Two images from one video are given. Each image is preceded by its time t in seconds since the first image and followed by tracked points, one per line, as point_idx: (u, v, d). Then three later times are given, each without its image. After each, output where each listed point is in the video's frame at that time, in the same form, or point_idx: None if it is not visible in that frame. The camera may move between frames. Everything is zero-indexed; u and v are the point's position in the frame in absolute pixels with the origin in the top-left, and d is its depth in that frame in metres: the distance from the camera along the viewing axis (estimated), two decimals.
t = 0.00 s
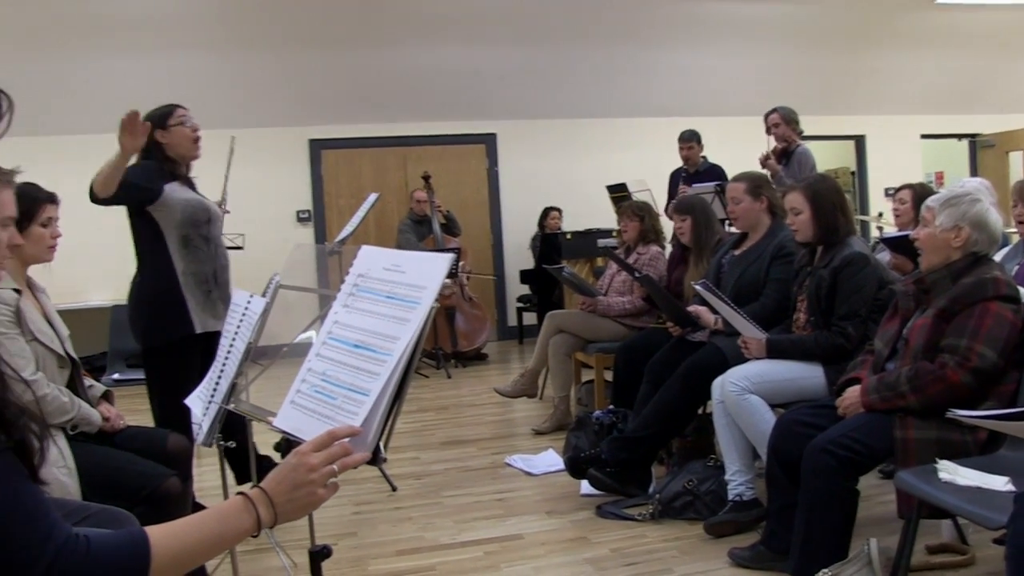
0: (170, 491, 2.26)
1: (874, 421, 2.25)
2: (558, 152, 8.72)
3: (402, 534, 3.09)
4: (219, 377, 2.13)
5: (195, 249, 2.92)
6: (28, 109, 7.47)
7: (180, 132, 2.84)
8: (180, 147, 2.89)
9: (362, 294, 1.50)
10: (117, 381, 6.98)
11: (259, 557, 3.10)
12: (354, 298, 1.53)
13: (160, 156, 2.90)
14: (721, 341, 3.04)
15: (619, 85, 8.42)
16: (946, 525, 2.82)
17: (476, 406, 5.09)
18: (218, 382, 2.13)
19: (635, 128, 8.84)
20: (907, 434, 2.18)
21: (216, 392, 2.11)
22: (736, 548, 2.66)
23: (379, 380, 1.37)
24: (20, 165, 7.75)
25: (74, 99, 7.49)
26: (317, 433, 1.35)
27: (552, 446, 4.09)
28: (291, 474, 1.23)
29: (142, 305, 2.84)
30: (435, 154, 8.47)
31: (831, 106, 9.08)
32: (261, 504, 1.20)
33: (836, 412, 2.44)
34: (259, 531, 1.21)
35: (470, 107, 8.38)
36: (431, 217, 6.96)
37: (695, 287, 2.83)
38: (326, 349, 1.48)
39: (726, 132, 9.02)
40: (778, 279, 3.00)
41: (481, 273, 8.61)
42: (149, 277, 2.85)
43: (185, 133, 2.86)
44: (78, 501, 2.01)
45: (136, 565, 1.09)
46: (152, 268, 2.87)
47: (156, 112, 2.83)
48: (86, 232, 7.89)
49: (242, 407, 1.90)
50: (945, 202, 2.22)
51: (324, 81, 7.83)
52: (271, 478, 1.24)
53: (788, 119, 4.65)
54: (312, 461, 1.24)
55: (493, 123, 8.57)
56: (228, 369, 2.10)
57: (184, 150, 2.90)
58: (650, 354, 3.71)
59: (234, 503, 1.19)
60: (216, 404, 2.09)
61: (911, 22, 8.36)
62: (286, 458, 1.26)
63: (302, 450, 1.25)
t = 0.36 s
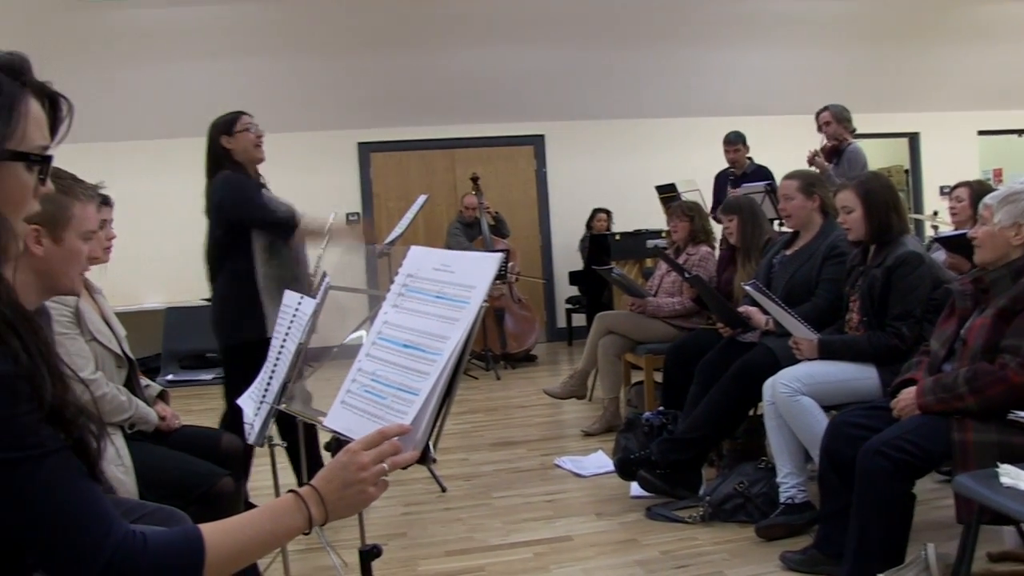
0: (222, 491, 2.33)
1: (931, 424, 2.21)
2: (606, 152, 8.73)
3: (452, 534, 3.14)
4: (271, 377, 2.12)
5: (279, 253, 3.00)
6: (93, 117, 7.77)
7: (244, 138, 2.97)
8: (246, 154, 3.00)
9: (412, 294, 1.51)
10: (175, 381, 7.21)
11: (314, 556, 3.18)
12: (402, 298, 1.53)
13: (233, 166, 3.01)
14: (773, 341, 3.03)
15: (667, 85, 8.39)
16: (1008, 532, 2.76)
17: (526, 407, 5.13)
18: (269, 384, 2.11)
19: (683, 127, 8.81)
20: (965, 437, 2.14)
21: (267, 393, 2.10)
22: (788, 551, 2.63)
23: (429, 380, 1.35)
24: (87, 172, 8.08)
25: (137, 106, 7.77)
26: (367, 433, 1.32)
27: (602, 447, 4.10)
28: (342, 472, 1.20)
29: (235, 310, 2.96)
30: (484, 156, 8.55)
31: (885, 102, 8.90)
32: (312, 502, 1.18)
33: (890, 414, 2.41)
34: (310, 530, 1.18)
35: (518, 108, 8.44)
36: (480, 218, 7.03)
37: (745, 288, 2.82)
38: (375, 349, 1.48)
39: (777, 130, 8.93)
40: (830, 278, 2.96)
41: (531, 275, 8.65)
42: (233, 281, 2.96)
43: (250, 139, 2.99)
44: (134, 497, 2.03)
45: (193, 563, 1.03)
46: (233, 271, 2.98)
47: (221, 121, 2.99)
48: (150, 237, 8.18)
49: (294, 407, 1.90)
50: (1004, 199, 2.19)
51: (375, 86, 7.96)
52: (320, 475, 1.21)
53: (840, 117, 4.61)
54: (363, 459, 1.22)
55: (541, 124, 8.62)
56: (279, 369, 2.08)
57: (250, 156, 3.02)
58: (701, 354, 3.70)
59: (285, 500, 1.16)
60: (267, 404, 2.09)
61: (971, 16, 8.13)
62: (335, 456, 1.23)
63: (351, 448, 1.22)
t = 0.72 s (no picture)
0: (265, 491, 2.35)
1: (979, 425, 2.18)
2: (645, 152, 8.72)
3: (493, 534, 3.18)
4: (312, 380, 2.16)
5: (354, 230, 3.07)
6: (144, 122, 8.01)
7: (325, 133, 3.24)
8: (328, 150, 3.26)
9: (452, 295, 1.52)
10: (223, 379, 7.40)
11: (357, 554, 3.25)
12: (442, 299, 1.54)
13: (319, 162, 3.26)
14: (816, 342, 3.02)
15: (706, 84, 8.34)
16: None
17: (566, 408, 5.15)
18: (310, 385, 2.17)
19: (722, 126, 8.76)
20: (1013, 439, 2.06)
21: (309, 394, 2.14)
22: (830, 554, 2.61)
23: (468, 380, 1.35)
24: (137, 176, 8.32)
25: (184, 110, 7.97)
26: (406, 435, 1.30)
27: (642, 448, 4.11)
28: (382, 470, 1.18)
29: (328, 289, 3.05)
30: (523, 156, 8.59)
31: (930, 99, 8.73)
32: (352, 501, 1.15)
33: (935, 416, 2.38)
34: (349, 530, 1.15)
35: (556, 109, 8.47)
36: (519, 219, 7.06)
37: (784, 289, 2.81)
38: (415, 348, 1.49)
39: (817, 127, 8.83)
40: (874, 277, 2.94)
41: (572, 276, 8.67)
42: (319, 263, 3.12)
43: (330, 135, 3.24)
44: (179, 498, 1.95)
45: (233, 566, 0.99)
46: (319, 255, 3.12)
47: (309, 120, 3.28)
48: (199, 239, 8.41)
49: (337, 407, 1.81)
50: None
51: (414, 89, 8.06)
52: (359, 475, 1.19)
53: (879, 116, 4.57)
54: (402, 457, 1.20)
55: (579, 125, 8.65)
56: (320, 369, 2.13)
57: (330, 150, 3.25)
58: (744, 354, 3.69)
59: (325, 499, 1.14)
60: (308, 404, 2.12)
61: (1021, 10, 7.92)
62: (374, 456, 1.21)
63: (391, 447, 1.21)
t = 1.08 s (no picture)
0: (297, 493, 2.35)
1: (1018, 427, 2.15)
2: (676, 152, 8.69)
3: (525, 535, 3.20)
4: (344, 382, 2.19)
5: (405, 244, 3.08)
6: (181, 126, 8.17)
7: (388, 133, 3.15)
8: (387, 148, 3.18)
9: (483, 296, 1.53)
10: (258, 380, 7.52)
11: (389, 555, 3.28)
12: (473, 300, 1.56)
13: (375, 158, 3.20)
14: (850, 343, 2.99)
15: (737, 83, 8.28)
16: None
17: (598, 409, 5.15)
18: (342, 386, 2.20)
19: (754, 125, 8.69)
20: None
21: (340, 396, 2.16)
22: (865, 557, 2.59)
23: (499, 381, 1.37)
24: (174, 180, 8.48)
25: (220, 114, 8.12)
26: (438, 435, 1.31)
27: (674, 449, 4.10)
28: (414, 472, 1.20)
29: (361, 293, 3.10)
30: (553, 157, 8.60)
31: (968, 95, 8.57)
32: (384, 503, 1.17)
33: (973, 417, 2.35)
34: (382, 530, 1.18)
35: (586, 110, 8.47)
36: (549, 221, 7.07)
37: (817, 290, 2.80)
38: (447, 349, 1.51)
39: (851, 125, 8.72)
40: (907, 277, 2.90)
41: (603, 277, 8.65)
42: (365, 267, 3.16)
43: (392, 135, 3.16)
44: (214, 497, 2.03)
45: (266, 565, 1.02)
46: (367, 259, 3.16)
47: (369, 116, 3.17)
48: (234, 242, 8.55)
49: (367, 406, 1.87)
50: None
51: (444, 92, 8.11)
52: (392, 476, 1.21)
53: (908, 113, 4.47)
54: (433, 459, 1.22)
55: (610, 125, 8.63)
56: (352, 370, 2.16)
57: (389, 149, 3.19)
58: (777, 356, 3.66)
59: (358, 500, 1.16)
60: (340, 406, 2.12)
61: None
62: (406, 456, 1.23)
63: (423, 448, 1.23)
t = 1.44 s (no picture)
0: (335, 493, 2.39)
1: None
2: (714, 153, 8.61)
3: (562, 538, 3.20)
4: (383, 381, 2.20)
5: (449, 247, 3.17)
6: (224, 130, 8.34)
7: (427, 134, 3.20)
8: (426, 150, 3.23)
9: (520, 299, 1.55)
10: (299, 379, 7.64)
11: (426, 556, 3.32)
12: (511, 303, 1.58)
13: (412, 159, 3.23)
14: (891, 345, 2.93)
15: (777, 82, 8.19)
16: None
17: (634, 412, 5.13)
18: (380, 389, 2.19)
19: (794, 125, 8.58)
20: None
21: (378, 398, 2.17)
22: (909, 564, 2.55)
23: (536, 384, 1.38)
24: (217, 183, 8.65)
25: (261, 118, 8.27)
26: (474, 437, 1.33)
27: (712, 452, 4.07)
28: (451, 474, 1.23)
29: (402, 293, 3.14)
30: (590, 158, 8.59)
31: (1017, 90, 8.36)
32: (420, 505, 1.20)
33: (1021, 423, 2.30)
34: (419, 532, 1.20)
35: (623, 111, 8.45)
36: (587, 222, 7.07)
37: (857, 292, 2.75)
38: (484, 352, 1.53)
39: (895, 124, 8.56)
40: (952, 279, 2.84)
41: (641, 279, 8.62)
42: (405, 267, 3.17)
43: (432, 136, 3.21)
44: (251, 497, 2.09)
45: (305, 565, 1.04)
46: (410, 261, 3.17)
47: (406, 118, 3.21)
48: (275, 243, 8.70)
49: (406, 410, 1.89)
50: None
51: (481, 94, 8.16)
52: (429, 478, 1.24)
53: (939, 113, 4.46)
54: (471, 462, 1.24)
55: (648, 127, 8.59)
56: (390, 375, 2.14)
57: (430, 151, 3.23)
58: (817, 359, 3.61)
59: (397, 502, 1.19)
60: (378, 407, 2.14)
61: None
62: (443, 459, 1.25)
63: (459, 450, 1.25)
